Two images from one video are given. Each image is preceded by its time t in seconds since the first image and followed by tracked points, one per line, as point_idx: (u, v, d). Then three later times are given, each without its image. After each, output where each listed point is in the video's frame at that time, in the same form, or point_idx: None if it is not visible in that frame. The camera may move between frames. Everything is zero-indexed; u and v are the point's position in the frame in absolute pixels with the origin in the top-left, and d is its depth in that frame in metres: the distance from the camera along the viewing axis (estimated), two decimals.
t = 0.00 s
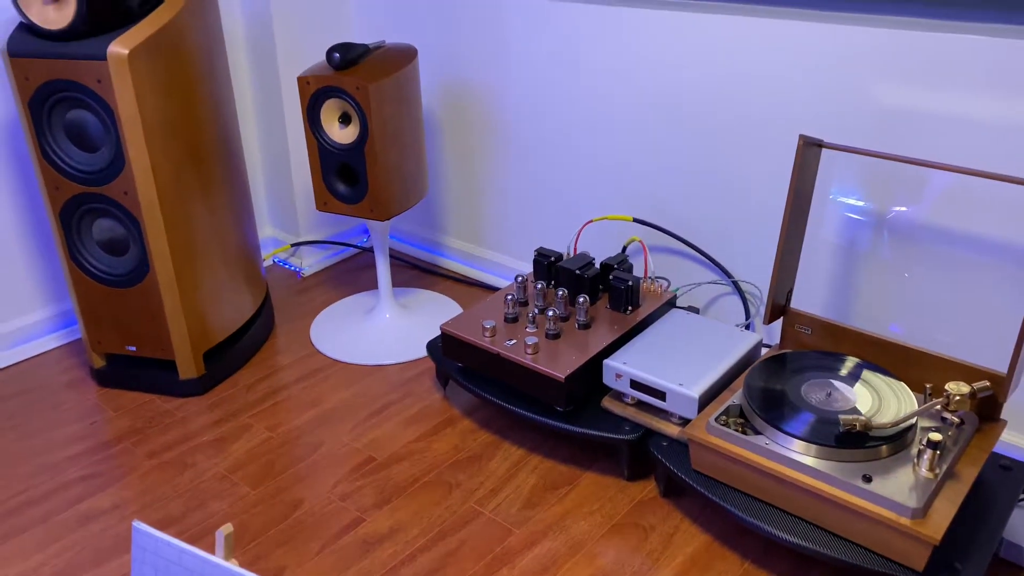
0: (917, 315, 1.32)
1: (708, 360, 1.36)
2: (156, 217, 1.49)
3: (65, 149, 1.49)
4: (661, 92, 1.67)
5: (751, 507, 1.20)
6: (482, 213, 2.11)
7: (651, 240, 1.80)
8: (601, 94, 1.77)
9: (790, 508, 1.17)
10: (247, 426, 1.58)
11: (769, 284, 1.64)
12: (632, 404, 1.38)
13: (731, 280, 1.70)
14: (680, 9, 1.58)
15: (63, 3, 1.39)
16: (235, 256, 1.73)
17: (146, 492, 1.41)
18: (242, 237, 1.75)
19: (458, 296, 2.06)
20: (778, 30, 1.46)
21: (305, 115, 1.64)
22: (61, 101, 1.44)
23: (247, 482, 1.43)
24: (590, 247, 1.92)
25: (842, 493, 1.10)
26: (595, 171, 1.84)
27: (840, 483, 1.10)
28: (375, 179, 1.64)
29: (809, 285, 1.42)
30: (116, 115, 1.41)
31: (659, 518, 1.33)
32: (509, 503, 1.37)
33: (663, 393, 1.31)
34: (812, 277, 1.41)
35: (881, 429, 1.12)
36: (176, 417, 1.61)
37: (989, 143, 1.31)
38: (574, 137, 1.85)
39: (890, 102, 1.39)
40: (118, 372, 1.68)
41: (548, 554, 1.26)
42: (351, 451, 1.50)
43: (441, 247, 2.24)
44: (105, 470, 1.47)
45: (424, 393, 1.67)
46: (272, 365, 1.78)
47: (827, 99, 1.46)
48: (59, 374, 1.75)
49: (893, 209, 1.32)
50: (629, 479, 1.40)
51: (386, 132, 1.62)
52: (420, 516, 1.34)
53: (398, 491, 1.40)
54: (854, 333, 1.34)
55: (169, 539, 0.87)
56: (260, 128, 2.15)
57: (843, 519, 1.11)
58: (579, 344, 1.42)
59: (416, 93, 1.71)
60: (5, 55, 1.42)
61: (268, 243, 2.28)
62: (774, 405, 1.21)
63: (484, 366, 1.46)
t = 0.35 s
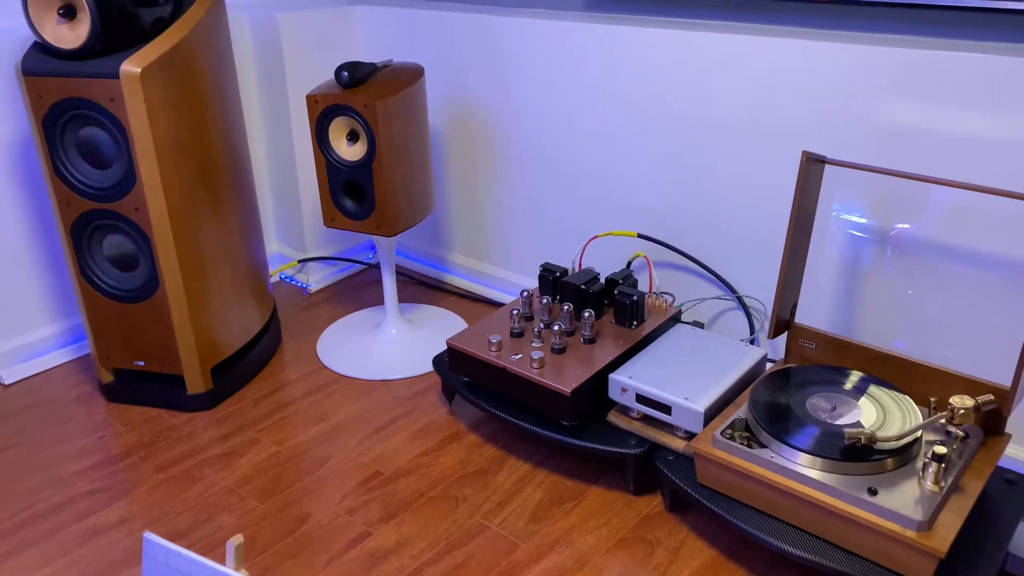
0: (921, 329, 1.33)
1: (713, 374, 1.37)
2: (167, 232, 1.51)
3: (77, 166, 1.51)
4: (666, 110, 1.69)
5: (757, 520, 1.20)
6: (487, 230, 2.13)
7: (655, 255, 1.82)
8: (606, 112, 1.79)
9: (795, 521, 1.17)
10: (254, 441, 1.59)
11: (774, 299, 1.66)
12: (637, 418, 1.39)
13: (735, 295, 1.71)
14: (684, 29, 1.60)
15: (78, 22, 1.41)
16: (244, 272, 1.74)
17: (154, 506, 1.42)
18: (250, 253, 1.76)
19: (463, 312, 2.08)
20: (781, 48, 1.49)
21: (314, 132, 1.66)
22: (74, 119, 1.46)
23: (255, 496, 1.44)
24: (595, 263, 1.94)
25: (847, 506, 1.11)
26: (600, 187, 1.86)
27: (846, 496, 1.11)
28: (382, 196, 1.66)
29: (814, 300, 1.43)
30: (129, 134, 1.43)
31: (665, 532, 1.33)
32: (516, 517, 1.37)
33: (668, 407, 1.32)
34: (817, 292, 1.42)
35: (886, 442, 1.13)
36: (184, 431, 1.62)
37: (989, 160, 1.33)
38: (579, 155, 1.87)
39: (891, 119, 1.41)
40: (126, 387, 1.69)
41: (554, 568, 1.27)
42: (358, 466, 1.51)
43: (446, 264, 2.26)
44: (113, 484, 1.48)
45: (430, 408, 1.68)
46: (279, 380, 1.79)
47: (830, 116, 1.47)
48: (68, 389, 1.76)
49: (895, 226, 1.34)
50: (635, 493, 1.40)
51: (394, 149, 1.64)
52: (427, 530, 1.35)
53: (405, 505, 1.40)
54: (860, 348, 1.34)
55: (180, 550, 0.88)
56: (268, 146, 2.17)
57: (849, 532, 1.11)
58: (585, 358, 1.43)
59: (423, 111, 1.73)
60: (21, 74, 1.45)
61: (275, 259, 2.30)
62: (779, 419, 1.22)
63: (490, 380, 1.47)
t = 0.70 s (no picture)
0: (923, 341, 1.35)
1: (719, 385, 1.38)
2: (175, 247, 1.52)
3: (86, 181, 1.52)
4: (669, 124, 1.72)
5: (764, 530, 1.21)
6: (491, 244, 2.15)
7: (660, 268, 1.84)
8: (611, 127, 1.81)
9: (802, 531, 1.18)
10: (260, 454, 1.59)
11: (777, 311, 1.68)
12: (644, 430, 1.39)
13: (739, 307, 1.73)
14: (687, 45, 1.63)
15: (89, 38, 1.42)
16: (249, 285, 1.75)
17: (161, 519, 1.42)
18: (256, 267, 1.77)
19: (467, 325, 2.09)
20: (783, 63, 1.51)
21: (320, 147, 1.68)
22: (83, 134, 1.48)
23: (262, 509, 1.44)
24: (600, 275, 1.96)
25: (854, 514, 1.11)
26: (604, 201, 1.88)
27: (853, 505, 1.11)
28: (388, 210, 1.67)
29: (816, 313, 1.43)
30: (136, 145, 1.44)
31: (672, 543, 1.33)
32: (523, 529, 1.38)
33: (675, 418, 1.32)
34: (818, 304, 1.43)
35: (892, 452, 1.14)
36: (190, 445, 1.62)
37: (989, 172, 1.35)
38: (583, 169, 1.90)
39: (892, 133, 1.43)
40: (132, 401, 1.69)
41: None
42: (364, 479, 1.51)
43: (450, 277, 2.27)
44: (120, 498, 1.48)
45: (436, 420, 1.68)
46: (284, 394, 1.80)
47: (831, 129, 1.50)
48: (73, 403, 1.77)
49: (894, 238, 1.35)
50: (642, 505, 1.41)
51: (399, 162, 1.65)
52: (434, 542, 1.35)
53: (412, 517, 1.41)
54: (865, 359, 1.35)
55: (193, 561, 0.88)
56: (272, 161, 2.19)
57: (856, 541, 1.12)
58: (591, 370, 1.44)
59: (428, 126, 1.74)
60: (31, 91, 1.46)
61: (279, 273, 2.31)
62: (785, 429, 1.23)
63: (496, 392, 1.48)
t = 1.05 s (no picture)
0: (920, 349, 1.37)
1: (723, 394, 1.39)
2: (180, 260, 1.53)
3: (91, 195, 1.52)
4: (671, 137, 1.74)
5: (771, 537, 1.22)
6: (491, 257, 2.16)
7: (662, 278, 1.86)
8: (612, 140, 1.84)
9: (809, 537, 1.19)
10: (265, 466, 1.59)
11: (778, 320, 1.70)
12: (649, 439, 1.40)
13: (740, 316, 1.75)
14: (688, 60, 1.66)
15: (96, 53, 1.43)
16: (253, 297, 1.75)
17: (167, 532, 1.42)
18: (259, 280, 1.78)
19: (469, 337, 2.10)
20: (784, 77, 1.55)
21: (324, 160, 1.69)
22: (88, 148, 1.48)
23: (268, 521, 1.44)
24: (602, 285, 1.97)
25: (861, 520, 1.12)
26: (605, 212, 1.90)
27: (860, 511, 1.12)
28: (391, 222, 1.68)
29: (818, 321, 1.45)
30: (143, 158, 1.45)
31: (678, 552, 1.34)
32: (530, 538, 1.38)
33: (681, 427, 1.33)
34: (820, 315, 1.45)
35: (897, 458, 1.15)
36: (194, 458, 1.62)
37: (989, 182, 1.38)
38: (584, 181, 1.92)
39: (894, 144, 1.46)
40: (135, 415, 1.69)
41: None
42: (369, 490, 1.51)
43: (451, 289, 2.28)
44: (124, 511, 1.47)
45: (439, 431, 1.69)
46: (287, 407, 1.80)
47: (832, 141, 1.53)
48: (75, 417, 1.76)
49: (888, 249, 1.38)
50: (647, 514, 1.42)
51: (403, 175, 1.66)
52: (442, 552, 1.35)
53: (418, 528, 1.41)
54: (868, 367, 1.37)
55: (209, 570, 0.88)
56: (273, 174, 2.20)
57: (864, 546, 1.13)
58: (596, 380, 1.45)
59: (431, 139, 1.76)
60: (38, 104, 1.46)
61: (279, 286, 2.32)
62: (791, 436, 1.24)
63: (501, 402, 1.49)
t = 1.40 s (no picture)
0: (912, 354, 1.39)
1: (723, 398, 1.41)
2: (181, 269, 1.53)
3: (91, 205, 1.52)
4: (666, 146, 1.76)
5: (774, 539, 1.23)
6: (487, 265, 2.17)
7: (659, 285, 1.88)
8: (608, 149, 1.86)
9: (811, 539, 1.20)
10: (265, 476, 1.59)
11: (774, 325, 1.72)
12: (650, 444, 1.42)
13: (736, 322, 1.77)
14: (684, 69, 1.69)
15: (97, 63, 1.43)
16: (251, 307, 1.75)
17: (168, 542, 1.41)
18: (257, 290, 1.78)
19: (465, 345, 2.11)
20: (779, 85, 1.57)
21: (323, 169, 1.70)
22: (89, 158, 1.48)
23: (270, 529, 1.44)
24: (600, 292, 1.98)
25: (863, 520, 1.14)
26: (601, 220, 1.92)
27: (862, 511, 1.14)
28: (391, 230, 1.69)
29: (815, 324, 1.46)
30: (144, 167, 1.45)
31: (681, 555, 1.35)
32: (533, 544, 1.39)
33: (683, 431, 1.35)
34: (816, 319, 1.45)
35: (896, 458, 1.17)
36: (193, 468, 1.62)
37: (982, 188, 1.41)
38: (580, 190, 1.94)
39: (889, 152, 1.49)
40: (134, 425, 1.69)
41: None
42: (371, 498, 1.52)
43: (447, 298, 2.29)
44: (124, 522, 1.47)
45: (439, 439, 1.69)
46: (286, 416, 1.80)
47: (827, 149, 1.56)
48: (72, 429, 1.75)
49: (876, 255, 1.42)
50: (649, 518, 1.43)
51: (402, 184, 1.68)
52: (445, 559, 1.36)
53: (421, 535, 1.41)
54: (865, 370, 1.39)
55: None
56: (268, 184, 2.20)
57: (866, 547, 1.15)
58: (597, 386, 1.46)
59: (428, 148, 1.77)
60: (38, 115, 1.47)
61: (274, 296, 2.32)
62: (792, 439, 1.26)
63: (503, 408, 1.50)
